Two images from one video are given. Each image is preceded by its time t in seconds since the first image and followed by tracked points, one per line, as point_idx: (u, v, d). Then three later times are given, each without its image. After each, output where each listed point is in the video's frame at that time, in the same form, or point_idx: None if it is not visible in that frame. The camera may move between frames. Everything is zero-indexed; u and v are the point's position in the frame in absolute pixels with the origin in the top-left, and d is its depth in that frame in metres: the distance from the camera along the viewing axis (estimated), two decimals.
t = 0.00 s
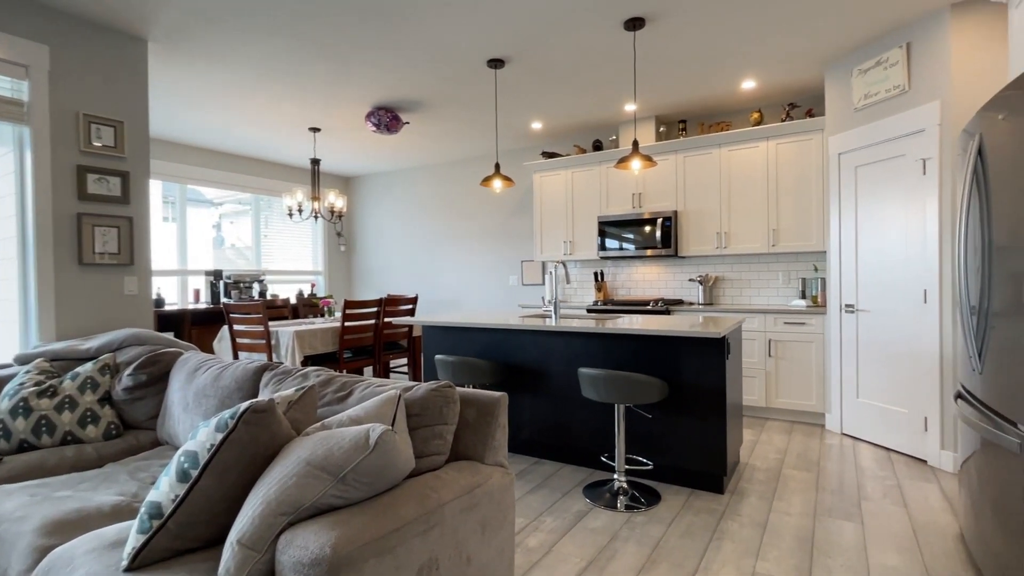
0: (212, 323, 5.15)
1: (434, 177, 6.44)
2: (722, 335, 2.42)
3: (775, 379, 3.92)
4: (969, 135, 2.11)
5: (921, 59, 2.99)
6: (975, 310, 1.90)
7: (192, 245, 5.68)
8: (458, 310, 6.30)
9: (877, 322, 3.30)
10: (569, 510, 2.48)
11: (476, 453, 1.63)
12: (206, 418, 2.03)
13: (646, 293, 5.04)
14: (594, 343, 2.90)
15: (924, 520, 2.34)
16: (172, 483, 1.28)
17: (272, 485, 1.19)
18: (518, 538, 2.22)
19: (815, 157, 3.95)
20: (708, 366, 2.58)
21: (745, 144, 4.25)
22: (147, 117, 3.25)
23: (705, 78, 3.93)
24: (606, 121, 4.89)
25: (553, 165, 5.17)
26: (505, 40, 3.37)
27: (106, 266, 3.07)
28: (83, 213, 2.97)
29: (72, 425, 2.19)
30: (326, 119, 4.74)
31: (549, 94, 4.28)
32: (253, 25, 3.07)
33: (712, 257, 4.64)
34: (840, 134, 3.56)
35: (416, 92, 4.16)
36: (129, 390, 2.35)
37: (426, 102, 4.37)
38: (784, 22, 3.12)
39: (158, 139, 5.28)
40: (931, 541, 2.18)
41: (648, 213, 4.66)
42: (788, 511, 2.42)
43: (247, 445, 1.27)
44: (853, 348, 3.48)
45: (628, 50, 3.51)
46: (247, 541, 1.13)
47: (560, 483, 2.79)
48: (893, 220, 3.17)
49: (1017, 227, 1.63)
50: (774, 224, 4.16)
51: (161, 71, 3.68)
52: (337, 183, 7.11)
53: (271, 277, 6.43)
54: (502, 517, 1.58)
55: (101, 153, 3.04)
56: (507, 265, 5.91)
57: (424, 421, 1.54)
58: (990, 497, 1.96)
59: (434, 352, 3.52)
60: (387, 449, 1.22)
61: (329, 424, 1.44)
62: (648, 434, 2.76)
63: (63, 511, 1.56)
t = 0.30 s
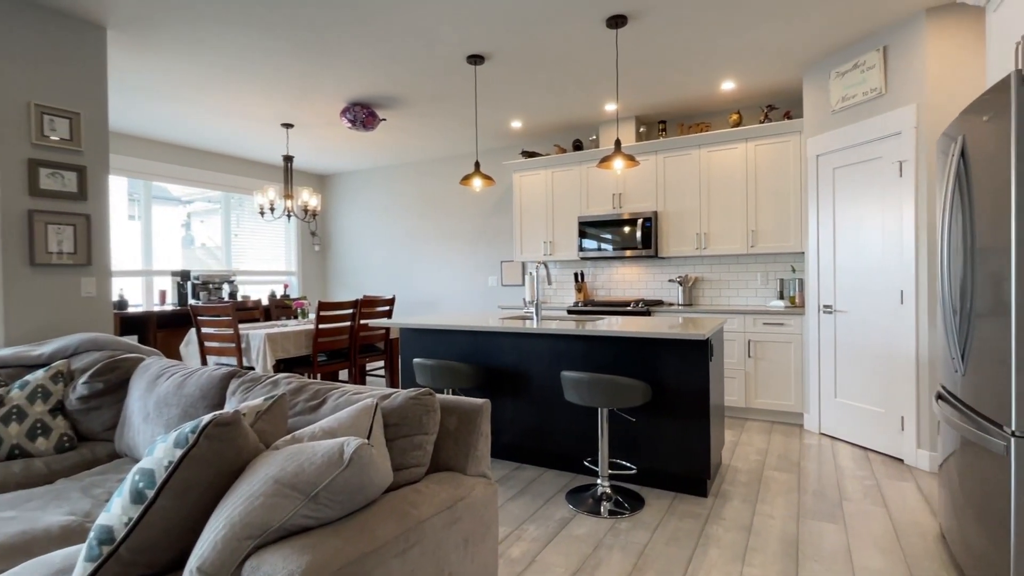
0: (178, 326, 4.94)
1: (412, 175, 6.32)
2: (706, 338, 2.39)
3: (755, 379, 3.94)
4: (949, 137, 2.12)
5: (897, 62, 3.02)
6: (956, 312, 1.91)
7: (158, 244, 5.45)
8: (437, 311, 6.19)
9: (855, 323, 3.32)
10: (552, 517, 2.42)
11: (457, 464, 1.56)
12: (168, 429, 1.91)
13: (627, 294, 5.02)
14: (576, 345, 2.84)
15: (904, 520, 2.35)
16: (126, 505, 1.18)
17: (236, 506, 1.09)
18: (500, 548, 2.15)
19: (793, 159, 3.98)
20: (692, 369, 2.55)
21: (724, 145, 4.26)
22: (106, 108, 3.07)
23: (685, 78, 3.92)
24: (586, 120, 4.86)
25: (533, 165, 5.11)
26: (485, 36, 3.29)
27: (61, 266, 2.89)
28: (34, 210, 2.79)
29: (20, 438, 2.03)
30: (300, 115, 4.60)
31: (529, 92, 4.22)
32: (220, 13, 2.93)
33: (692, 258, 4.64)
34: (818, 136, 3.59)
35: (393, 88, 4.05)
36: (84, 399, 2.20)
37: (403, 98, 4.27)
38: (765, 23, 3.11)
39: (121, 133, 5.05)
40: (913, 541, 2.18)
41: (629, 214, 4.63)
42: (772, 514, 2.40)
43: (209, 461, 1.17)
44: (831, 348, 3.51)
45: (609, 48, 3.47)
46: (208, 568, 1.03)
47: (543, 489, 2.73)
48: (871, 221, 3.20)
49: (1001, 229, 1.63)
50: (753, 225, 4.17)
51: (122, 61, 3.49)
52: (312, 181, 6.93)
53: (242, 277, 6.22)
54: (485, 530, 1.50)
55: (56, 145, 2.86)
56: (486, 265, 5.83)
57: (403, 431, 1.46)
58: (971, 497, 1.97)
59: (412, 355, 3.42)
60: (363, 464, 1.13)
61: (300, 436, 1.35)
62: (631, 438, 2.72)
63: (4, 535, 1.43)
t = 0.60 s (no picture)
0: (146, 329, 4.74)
1: (392, 174, 6.20)
2: (694, 339, 2.35)
3: (738, 380, 3.93)
4: (936, 138, 2.12)
5: (880, 63, 3.03)
6: (943, 311, 1.90)
7: (125, 243, 5.23)
8: (418, 312, 6.08)
9: (838, 323, 3.33)
10: (538, 524, 2.35)
11: (441, 475, 1.48)
12: (130, 441, 1.78)
13: (610, 295, 4.99)
14: (562, 347, 2.78)
15: (890, 521, 2.34)
16: (76, 529, 1.07)
17: (199, 529, 1.00)
18: (485, 558, 2.07)
19: (776, 160, 3.99)
20: (680, 371, 2.51)
21: (707, 145, 4.25)
22: (67, 99, 2.90)
23: (670, 77, 3.89)
24: (569, 119, 4.81)
25: (516, 164, 5.05)
26: (468, 30, 3.21)
27: (16, 266, 2.72)
28: None
29: None
30: (275, 110, 4.45)
31: (512, 89, 4.15)
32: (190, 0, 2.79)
33: (675, 258, 4.62)
34: (801, 137, 3.59)
35: (373, 82, 3.94)
36: (39, 408, 2.06)
37: (384, 94, 4.16)
38: (751, 22, 3.10)
39: (86, 127, 4.83)
40: (900, 543, 2.17)
41: (613, 213, 4.60)
42: (760, 517, 2.38)
43: (169, 480, 1.07)
44: (814, 348, 3.51)
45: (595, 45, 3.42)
46: None
47: (528, 495, 2.66)
48: (853, 222, 3.21)
49: (993, 228, 1.61)
50: (736, 225, 4.17)
51: (85, 50, 3.32)
52: (289, 178, 6.75)
53: (215, 277, 6.03)
54: (471, 544, 1.42)
55: (10, 137, 2.68)
56: (469, 265, 5.74)
57: (383, 441, 1.38)
58: (958, 498, 1.96)
59: (392, 357, 3.32)
60: (339, 480, 1.05)
61: (271, 449, 1.25)
62: (618, 441, 2.67)
63: None
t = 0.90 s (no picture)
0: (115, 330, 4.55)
1: (373, 171, 6.07)
2: (683, 339, 2.30)
3: (724, 379, 3.91)
4: (926, 135, 2.10)
5: (866, 62, 3.02)
6: (935, 310, 1.88)
7: (93, 241, 5.02)
8: (400, 313, 5.96)
9: (824, 322, 3.32)
10: (525, 530, 2.28)
11: (424, 485, 1.40)
12: (88, 451, 1.66)
13: (596, 294, 4.94)
14: (549, 348, 2.71)
15: (880, 523, 2.32)
16: (16, 554, 0.97)
17: (153, 553, 0.90)
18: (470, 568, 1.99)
19: (761, 159, 3.98)
20: (669, 371, 2.46)
21: (693, 144, 4.22)
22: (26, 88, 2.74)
23: (656, 74, 3.85)
24: (555, 116, 4.75)
25: (500, 161, 4.97)
26: (452, 22, 3.12)
27: None
28: None
29: None
30: (252, 103, 4.31)
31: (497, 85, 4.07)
32: None
33: (661, 257, 4.59)
34: (787, 136, 3.58)
35: (354, 76, 3.83)
36: None
37: (365, 88, 4.05)
38: (739, 19, 3.07)
39: (51, 119, 4.61)
40: (891, 545, 2.14)
41: (598, 212, 4.55)
42: (750, 520, 2.34)
43: (122, 498, 0.97)
44: (800, 347, 3.50)
45: (581, 40, 3.36)
46: None
47: (514, 500, 2.58)
48: (839, 221, 3.21)
49: (989, 225, 1.58)
50: (722, 224, 4.15)
51: (47, 37, 3.15)
52: (266, 175, 6.57)
53: (189, 277, 5.84)
54: (457, 559, 1.34)
55: None
56: (452, 265, 5.65)
57: (362, 451, 1.29)
58: (949, 499, 1.94)
59: (373, 359, 3.21)
60: (312, 497, 0.96)
61: (239, 461, 1.16)
62: (606, 444, 2.61)
63: None
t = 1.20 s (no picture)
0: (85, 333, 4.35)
1: (357, 169, 5.93)
2: (677, 342, 2.23)
3: (714, 381, 3.87)
4: (924, 134, 2.05)
5: (858, 60, 2.99)
6: (933, 312, 1.83)
7: (62, 240, 4.81)
8: (385, 314, 5.84)
9: (814, 323, 3.29)
10: (515, 542, 2.19)
11: (409, 502, 1.30)
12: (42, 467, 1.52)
13: (584, 295, 4.87)
14: (538, 351, 2.63)
15: (875, 529, 2.27)
16: None
17: None
18: None
19: (751, 158, 3.95)
20: (662, 375, 2.39)
21: (683, 143, 4.17)
22: None
23: (646, 72, 3.79)
24: (542, 114, 4.67)
25: (487, 160, 4.88)
26: (438, 15, 3.02)
27: None
28: None
29: None
30: (229, 97, 4.15)
31: (484, 81, 3.98)
32: None
33: (649, 258, 4.54)
34: (777, 135, 3.54)
35: (336, 70, 3.71)
36: None
37: (347, 83, 3.92)
38: (731, 16, 3.01)
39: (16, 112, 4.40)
40: (889, 552, 2.10)
41: (587, 212, 4.48)
42: (745, 528, 2.28)
43: (68, 528, 0.87)
44: (791, 349, 3.47)
45: (571, 35, 3.28)
46: None
47: (503, 509, 2.49)
48: (830, 221, 3.18)
49: (994, 224, 1.53)
50: (711, 224, 4.11)
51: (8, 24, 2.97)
52: (246, 172, 6.40)
53: (164, 278, 5.64)
54: None
55: None
56: (438, 265, 5.54)
57: (341, 467, 1.19)
58: (948, 505, 1.90)
59: (356, 363, 3.10)
60: (283, 526, 0.86)
61: (204, 481, 1.05)
62: (598, 450, 2.53)
63: None
